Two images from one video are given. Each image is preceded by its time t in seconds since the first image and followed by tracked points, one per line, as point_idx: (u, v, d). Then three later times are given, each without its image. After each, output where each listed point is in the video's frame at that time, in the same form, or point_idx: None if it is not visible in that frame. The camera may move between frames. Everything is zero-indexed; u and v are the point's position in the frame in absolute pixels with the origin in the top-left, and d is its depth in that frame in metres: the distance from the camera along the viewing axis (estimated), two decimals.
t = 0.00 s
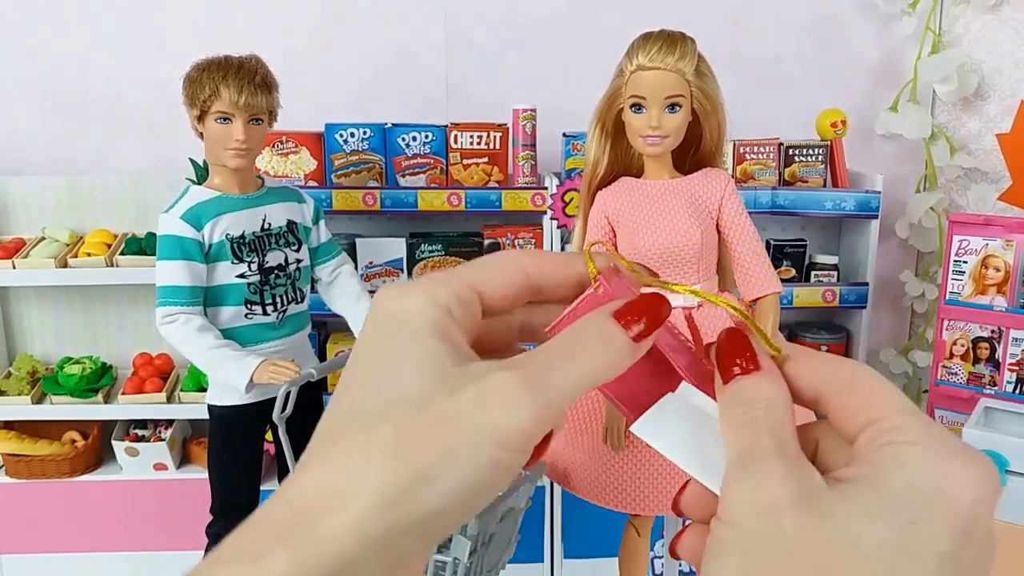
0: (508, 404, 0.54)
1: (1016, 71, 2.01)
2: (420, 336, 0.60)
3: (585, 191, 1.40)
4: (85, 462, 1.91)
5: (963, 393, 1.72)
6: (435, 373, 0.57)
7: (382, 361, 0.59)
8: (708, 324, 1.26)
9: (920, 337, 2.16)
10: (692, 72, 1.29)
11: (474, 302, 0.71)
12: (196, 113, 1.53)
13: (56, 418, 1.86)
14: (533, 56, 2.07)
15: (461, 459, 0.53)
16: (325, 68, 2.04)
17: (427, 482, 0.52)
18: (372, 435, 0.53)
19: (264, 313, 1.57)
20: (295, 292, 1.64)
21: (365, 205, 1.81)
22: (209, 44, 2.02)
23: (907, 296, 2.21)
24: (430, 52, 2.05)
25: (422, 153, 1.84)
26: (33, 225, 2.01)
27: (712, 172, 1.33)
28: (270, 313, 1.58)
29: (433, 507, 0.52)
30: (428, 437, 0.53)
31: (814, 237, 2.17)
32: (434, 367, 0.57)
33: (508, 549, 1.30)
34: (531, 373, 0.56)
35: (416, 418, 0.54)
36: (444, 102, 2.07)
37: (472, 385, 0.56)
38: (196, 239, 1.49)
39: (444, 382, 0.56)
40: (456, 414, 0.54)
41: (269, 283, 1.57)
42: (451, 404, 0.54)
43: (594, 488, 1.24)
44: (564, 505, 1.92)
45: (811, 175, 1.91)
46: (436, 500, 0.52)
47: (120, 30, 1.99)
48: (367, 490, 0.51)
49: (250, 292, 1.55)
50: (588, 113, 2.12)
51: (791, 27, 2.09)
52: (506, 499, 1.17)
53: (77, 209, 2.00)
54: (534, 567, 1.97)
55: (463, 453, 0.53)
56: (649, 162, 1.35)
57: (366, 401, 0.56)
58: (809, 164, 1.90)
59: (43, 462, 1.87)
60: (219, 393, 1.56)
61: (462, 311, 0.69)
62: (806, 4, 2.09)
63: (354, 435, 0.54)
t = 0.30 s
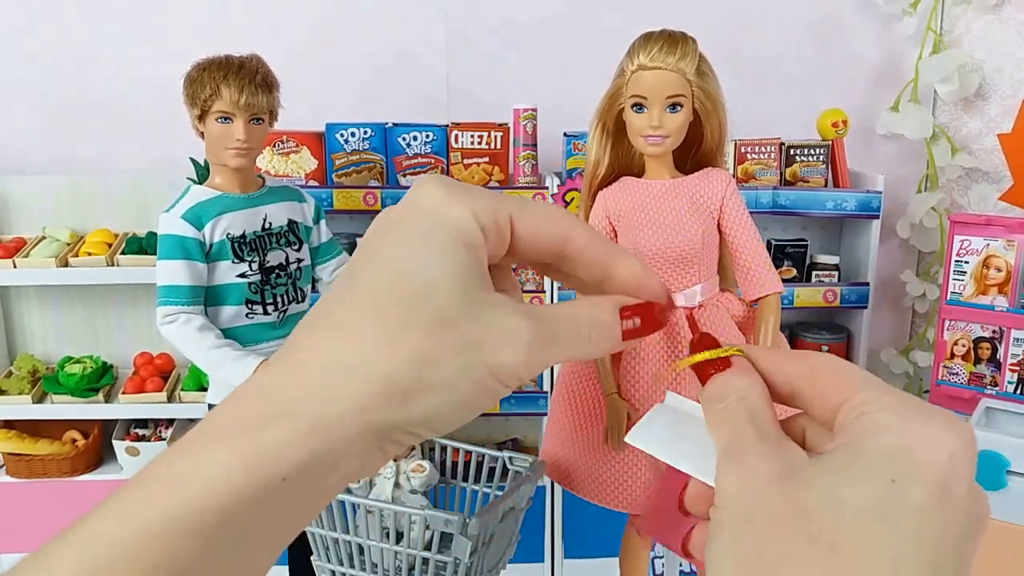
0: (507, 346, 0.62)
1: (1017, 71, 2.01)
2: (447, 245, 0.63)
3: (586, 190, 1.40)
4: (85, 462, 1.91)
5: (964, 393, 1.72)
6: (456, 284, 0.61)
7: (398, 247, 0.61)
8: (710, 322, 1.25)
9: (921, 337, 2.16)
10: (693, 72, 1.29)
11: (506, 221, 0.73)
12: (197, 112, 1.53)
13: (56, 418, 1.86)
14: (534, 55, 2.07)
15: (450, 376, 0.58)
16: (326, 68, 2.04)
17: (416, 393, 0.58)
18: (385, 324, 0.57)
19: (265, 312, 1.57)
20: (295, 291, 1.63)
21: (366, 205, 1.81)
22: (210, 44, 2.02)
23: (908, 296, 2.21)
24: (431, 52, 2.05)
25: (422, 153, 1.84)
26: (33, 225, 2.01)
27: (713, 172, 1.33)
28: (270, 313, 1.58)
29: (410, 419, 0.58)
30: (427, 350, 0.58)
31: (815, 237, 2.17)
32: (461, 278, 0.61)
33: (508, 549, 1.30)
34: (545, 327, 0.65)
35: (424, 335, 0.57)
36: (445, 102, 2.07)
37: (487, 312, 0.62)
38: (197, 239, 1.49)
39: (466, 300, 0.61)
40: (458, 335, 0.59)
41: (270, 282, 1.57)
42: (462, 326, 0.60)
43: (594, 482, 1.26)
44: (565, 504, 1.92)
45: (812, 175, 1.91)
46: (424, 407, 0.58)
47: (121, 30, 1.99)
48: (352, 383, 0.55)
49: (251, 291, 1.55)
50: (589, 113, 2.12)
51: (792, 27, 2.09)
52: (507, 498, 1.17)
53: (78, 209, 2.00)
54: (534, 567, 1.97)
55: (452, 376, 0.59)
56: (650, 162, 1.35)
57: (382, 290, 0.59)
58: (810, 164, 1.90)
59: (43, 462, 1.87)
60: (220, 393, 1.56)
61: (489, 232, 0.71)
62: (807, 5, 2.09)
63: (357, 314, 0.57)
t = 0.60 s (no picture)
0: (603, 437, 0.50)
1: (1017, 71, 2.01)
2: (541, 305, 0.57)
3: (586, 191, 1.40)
4: (86, 463, 1.91)
5: (963, 394, 1.72)
6: (561, 358, 0.54)
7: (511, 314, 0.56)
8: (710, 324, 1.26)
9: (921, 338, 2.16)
10: (692, 73, 1.29)
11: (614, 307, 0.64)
12: (198, 112, 1.53)
13: (56, 418, 1.86)
14: (534, 55, 2.07)
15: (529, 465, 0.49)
16: (326, 69, 2.04)
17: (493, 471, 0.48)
18: (466, 379, 0.50)
19: (265, 313, 1.57)
20: (295, 292, 1.63)
21: (366, 205, 1.81)
22: (211, 44, 2.02)
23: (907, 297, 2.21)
24: (432, 53, 2.05)
25: (422, 153, 1.84)
26: (33, 225, 2.01)
27: (712, 172, 1.33)
28: (271, 313, 1.58)
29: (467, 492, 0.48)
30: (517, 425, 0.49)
31: (815, 237, 2.17)
32: (557, 358, 0.54)
33: (508, 549, 1.30)
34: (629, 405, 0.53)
35: (509, 407, 0.49)
36: (445, 103, 2.07)
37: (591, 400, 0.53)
38: (197, 239, 1.49)
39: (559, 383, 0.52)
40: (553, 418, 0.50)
41: (270, 283, 1.57)
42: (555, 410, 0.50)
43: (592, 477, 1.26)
44: (565, 505, 1.92)
45: (812, 175, 1.90)
46: (498, 486, 0.49)
47: (123, 33, 1.99)
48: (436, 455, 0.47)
49: (251, 291, 1.55)
50: (589, 113, 2.12)
51: (792, 28, 2.10)
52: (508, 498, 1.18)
53: (79, 210, 2.00)
54: (533, 568, 1.97)
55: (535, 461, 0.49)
56: (650, 162, 1.35)
57: (476, 360, 0.52)
58: (810, 165, 1.90)
59: (44, 462, 1.87)
60: (220, 393, 1.56)
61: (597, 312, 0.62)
62: (807, 5, 2.09)
63: (446, 381, 0.49)
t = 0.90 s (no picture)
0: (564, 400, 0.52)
1: (1017, 72, 2.01)
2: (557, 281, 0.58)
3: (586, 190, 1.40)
4: (86, 463, 1.91)
5: (963, 394, 1.72)
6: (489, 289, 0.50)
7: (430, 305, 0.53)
8: (710, 325, 1.27)
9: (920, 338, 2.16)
10: (692, 73, 1.29)
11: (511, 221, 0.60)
12: (198, 113, 1.53)
13: (56, 419, 1.86)
14: (534, 55, 2.07)
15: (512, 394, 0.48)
16: (326, 70, 2.04)
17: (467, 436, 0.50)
18: (417, 359, 0.47)
19: (265, 314, 1.57)
20: (296, 292, 1.63)
21: (366, 206, 1.81)
22: (212, 45, 2.02)
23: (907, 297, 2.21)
24: (432, 53, 2.05)
25: (422, 154, 1.84)
26: (33, 225, 2.01)
27: (712, 173, 1.33)
28: (271, 314, 1.58)
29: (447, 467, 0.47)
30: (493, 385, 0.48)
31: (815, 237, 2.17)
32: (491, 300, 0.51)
33: (508, 550, 1.30)
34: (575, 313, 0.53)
35: (452, 346, 0.47)
36: (445, 103, 2.07)
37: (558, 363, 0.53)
38: (197, 239, 1.49)
39: (496, 312, 0.49)
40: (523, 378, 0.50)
41: (270, 283, 1.57)
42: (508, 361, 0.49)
43: (586, 472, 1.26)
44: (565, 505, 1.92)
45: (812, 176, 1.91)
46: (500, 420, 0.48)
47: (124, 33, 1.99)
48: (425, 421, 0.46)
49: (252, 292, 1.55)
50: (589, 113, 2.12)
51: (792, 28, 2.10)
52: (508, 498, 1.18)
53: (79, 210, 2.00)
54: (533, 568, 1.97)
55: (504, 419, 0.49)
56: (650, 163, 1.35)
57: (401, 329, 0.48)
58: (809, 165, 1.90)
59: (44, 462, 1.87)
60: (221, 394, 1.56)
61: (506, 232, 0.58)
62: (807, 5, 2.09)
63: (404, 357, 0.47)
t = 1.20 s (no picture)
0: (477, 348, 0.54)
1: (1017, 72, 2.01)
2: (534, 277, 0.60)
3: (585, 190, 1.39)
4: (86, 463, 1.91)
5: (963, 394, 1.72)
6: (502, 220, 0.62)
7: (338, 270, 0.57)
8: (710, 324, 1.27)
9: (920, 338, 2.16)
10: (692, 73, 1.29)
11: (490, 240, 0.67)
12: (198, 113, 1.53)
13: (56, 419, 1.86)
14: (534, 54, 2.07)
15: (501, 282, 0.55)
16: (326, 69, 2.04)
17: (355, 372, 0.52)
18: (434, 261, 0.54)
19: (265, 313, 1.57)
20: (295, 292, 1.63)
21: (366, 206, 1.81)
22: (213, 45, 2.02)
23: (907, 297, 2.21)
24: (432, 53, 2.05)
25: (422, 154, 1.84)
26: (34, 225, 2.01)
27: (712, 173, 1.33)
28: (271, 314, 1.57)
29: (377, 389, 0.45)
30: (415, 330, 0.49)
31: (815, 237, 2.17)
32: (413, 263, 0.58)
33: (509, 550, 1.30)
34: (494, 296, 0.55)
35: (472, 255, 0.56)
36: (445, 103, 2.07)
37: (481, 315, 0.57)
38: (197, 239, 1.49)
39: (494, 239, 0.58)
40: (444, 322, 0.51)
41: (270, 283, 1.57)
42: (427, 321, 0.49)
43: (587, 472, 1.26)
44: (565, 505, 1.92)
45: (812, 176, 1.90)
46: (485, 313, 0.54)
47: (123, 34, 1.99)
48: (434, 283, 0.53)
49: (252, 291, 1.55)
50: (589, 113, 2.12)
51: (792, 28, 2.10)
52: (507, 497, 1.18)
53: (79, 210, 2.00)
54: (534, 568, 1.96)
55: (429, 356, 0.50)
56: (650, 163, 1.35)
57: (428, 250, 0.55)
58: (810, 165, 1.90)
59: (43, 462, 1.87)
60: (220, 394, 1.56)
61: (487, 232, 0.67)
62: (807, 5, 2.09)
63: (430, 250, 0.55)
